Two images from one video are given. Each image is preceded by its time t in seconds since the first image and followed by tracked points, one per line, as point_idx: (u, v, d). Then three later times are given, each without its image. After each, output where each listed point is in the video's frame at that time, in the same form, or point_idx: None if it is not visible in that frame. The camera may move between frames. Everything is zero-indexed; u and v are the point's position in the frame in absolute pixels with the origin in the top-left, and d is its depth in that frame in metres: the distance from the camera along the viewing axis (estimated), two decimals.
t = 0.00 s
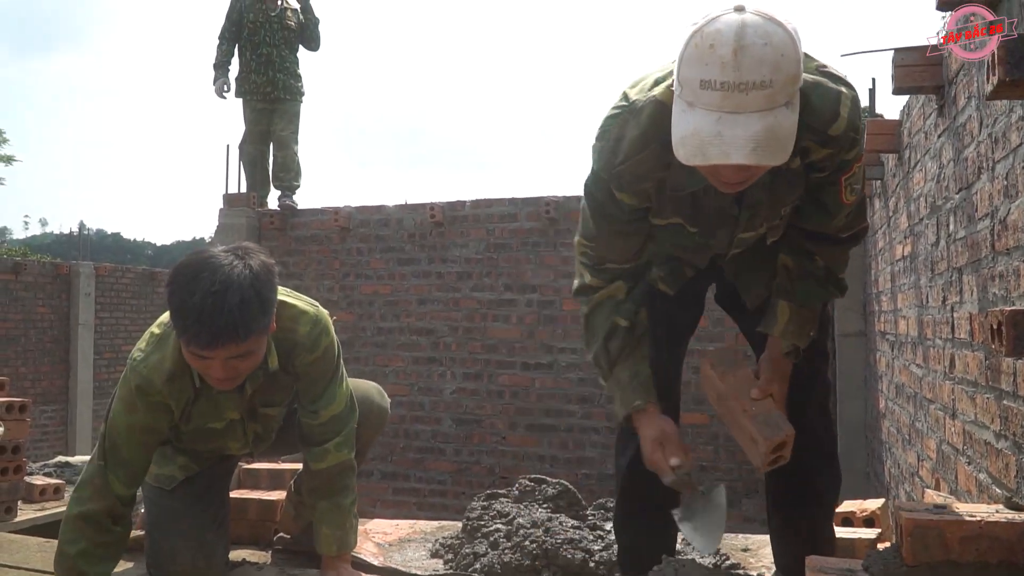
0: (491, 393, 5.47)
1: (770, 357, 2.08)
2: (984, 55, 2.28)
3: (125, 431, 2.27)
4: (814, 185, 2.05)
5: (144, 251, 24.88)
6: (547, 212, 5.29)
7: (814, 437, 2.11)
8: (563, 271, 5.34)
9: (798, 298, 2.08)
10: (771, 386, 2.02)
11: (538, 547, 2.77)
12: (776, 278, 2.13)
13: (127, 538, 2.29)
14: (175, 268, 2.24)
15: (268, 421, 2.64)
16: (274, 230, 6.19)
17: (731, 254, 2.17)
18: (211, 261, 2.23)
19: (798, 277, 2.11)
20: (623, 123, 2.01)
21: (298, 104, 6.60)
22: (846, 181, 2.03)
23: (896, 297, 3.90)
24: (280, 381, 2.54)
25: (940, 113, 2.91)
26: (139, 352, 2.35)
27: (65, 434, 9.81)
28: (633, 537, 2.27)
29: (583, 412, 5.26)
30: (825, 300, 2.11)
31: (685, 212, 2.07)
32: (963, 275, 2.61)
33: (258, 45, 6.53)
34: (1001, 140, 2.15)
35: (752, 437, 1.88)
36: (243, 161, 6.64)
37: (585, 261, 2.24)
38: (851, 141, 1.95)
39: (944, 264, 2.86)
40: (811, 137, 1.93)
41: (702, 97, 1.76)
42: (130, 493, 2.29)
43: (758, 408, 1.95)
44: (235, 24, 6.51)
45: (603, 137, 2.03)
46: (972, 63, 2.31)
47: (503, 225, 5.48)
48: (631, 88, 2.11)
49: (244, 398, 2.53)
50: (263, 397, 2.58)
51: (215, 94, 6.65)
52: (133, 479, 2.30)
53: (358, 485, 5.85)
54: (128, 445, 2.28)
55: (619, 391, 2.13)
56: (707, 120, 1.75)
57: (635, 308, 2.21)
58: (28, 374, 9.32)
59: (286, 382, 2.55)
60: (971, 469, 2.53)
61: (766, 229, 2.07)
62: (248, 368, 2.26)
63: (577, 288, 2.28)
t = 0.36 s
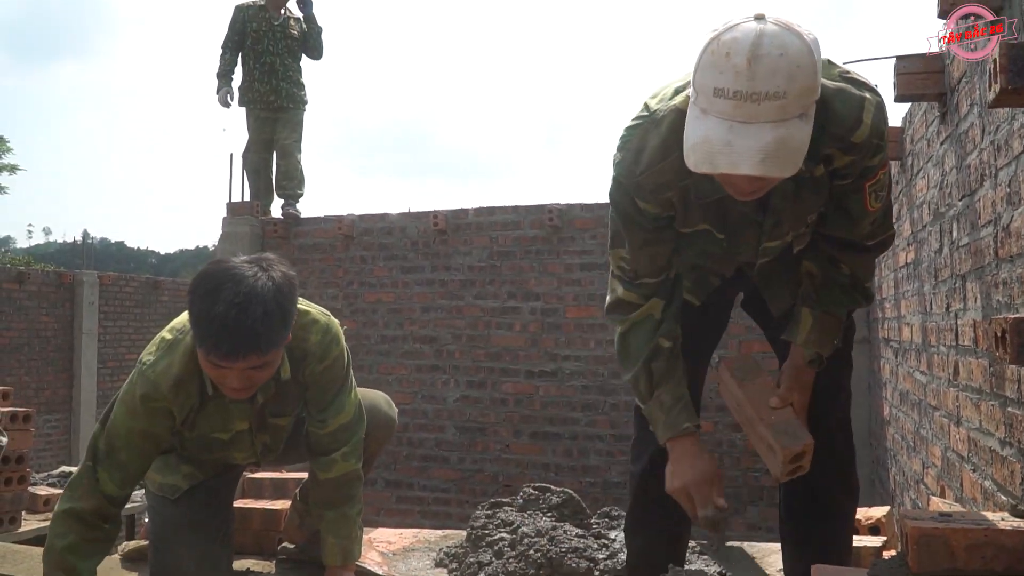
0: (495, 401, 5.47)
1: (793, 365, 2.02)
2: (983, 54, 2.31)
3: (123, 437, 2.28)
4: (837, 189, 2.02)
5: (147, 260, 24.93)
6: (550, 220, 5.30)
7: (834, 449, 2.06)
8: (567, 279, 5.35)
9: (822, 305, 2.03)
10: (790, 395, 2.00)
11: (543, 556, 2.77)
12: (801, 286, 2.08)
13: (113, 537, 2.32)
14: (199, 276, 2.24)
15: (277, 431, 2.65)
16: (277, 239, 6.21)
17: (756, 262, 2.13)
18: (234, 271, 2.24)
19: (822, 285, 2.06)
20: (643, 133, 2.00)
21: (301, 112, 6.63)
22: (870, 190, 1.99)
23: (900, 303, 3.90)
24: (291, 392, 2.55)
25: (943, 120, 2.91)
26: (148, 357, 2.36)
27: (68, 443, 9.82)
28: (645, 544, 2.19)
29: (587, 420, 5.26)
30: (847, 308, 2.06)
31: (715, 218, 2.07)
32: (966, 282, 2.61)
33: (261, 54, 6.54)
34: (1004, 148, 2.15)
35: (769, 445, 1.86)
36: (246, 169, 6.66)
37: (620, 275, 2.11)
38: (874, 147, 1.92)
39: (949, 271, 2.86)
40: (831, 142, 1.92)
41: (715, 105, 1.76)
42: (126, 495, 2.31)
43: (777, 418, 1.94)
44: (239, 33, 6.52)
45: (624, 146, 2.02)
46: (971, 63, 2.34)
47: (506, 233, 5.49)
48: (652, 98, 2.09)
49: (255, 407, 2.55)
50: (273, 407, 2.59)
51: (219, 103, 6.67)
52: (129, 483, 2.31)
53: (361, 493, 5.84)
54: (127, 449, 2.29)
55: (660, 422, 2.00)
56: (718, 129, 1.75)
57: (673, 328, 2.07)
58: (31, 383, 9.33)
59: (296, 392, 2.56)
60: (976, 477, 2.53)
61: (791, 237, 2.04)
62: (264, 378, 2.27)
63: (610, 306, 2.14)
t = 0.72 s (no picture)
0: (498, 408, 5.47)
1: (788, 373, 2.03)
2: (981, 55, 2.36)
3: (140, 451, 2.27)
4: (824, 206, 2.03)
5: (151, 267, 24.97)
6: (553, 227, 5.30)
7: (836, 460, 2.05)
8: (569, 286, 5.35)
9: (819, 316, 2.02)
10: (784, 402, 2.01)
11: (547, 565, 2.79)
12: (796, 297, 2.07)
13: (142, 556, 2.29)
14: (199, 285, 2.24)
15: (283, 439, 2.65)
16: (280, 246, 6.22)
17: (745, 274, 2.11)
18: (235, 280, 2.24)
19: (818, 294, 2.05)
20: (624, 152, 1.98)
21: (303, 120, 6.65)
22: (854, 202, 1.96)
23: (904, 311, 3.89)
24: (297, 405, 2.56)
25: (946, 128, 2.91)
26: (154, 369, 2.35)
27: (71, 451, 9.82)
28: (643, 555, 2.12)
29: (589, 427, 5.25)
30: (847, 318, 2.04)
31: (695, 236, 2.07)
32: (970, 289, 2.60)
33: (263, 62, 6.56)
34: (1007, 155, 2.15)
35: (761, 452, 1.88)
36: (250, 177, 6.66)
37: (586, 288, 2.07)
38: (854, 161, 1.90)
39: (952, 278, 2.85)
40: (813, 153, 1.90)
41: (681, 127, 1.74)
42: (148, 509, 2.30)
43: (769, 425, 1.96)
44: (241, 42, 6.51)
45: (606, 165, 2.00)
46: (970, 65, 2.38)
47: (509, 240, 5.49)
48: (637, 116, 2.07)
49: (260, 414, 2.55)
50: (276, 415, 2.59)
51: (222, 112, 6.69)
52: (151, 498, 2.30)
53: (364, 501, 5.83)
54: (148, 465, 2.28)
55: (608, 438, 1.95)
56: (684, 151, 1.72)
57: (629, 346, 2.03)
58: (35, 391, 9.33)
59: (301, 400, 2.55)
60: (982, 485, 2.52)
61: (777, 250, 2.03)
62: (267, 387, 2.27)
63: (570, 318, 2.10)
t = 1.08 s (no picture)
0: (501, 416, 5.46)
1: (785, 380, 2.04)
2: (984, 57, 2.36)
3: (142, 458, 2.26)
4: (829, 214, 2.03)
5: (154, 275, 25.00)
6: (556, 234, 5.31)
7: (840, 468, 2.04)
8: (572, 293, 5.34)
9: (818, 325, 2.04)
10: (779, 409, 2.02)
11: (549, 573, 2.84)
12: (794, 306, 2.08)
13: (139, 560, 2.28)
14: (211, 294, 2.24)
15: (287, 448, 2.66)
16: (284, 254, 6.23)
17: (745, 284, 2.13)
18: (249, 289, 2.24)
19: (816, 303, 2.05)
20: (631, 164, 1.99)
21: (304, 128, 6.66)
22: (857, 212, 1.99)
23: (908, 318, 3.88)
24: (300, 414, 2.57)
25: (949, 135, 2.91)
26: (160, 376, 2.35)
27: (75, 459, 9.81)
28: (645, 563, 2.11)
29: (592, 435, 5.24)
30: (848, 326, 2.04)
31: (700, 245, 2.06)
32: (974, 296, 2.60)
33: (264, 71, 6.58)
34: (1010, 162, 2.15)
35: (756, 458, 1.89)
36: (253, 186, 6.67)
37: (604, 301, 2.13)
38: (859, 171, 1.92)
39: (956, 285, 2.85)
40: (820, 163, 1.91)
41: (692, 140, 1.77)
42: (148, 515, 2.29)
43: (764, 431, 1.95)
44: (242, 54, 6.56)
45: (613, 178, 2.02)
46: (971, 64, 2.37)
47: (512, 248, 5.50)
48: (640, 129, 2.08)
49: (264, 424, 2.56)
50: (281, 425, 2.59)
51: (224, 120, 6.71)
52: (151, 503, 2.29)
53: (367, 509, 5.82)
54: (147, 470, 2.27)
55: (636, 448, 2.03)
56: (696, 164, 1.76)
57: (650, 355, 2.10)
58: (39, 399, 9.34)
59: (307, 411, 2.56)
60: (987, 493, 2.50)
61: (779, 260, 2.03)
62: (277, 396, 2.27)
63: (592, 331, 2.17)
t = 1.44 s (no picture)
0: (505, 423, 5.45)
1: (797, 386, 1.99)
2: (987, 57, 2.36)
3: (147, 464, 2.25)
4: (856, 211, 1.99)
5: (159, 284, 25.06)
6: (559, 241, 5.31)
7: (847, 474, 2.03)
8: (576, 301, 5.34)
9: (831, 329, 2.00)
10: (795, 414, 1.96)
11: None
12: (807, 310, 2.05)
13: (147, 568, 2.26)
14: (216, 297, 2.24)
15: (290, 454, 2.66)
16: (287, 262, 6.24)
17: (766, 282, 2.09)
18: (253, 293, 2.24)
19: (831, 309, 2.02)
20: (664, 147, 1.90)
21: (301, 138, 6.63)
22: (886, 213, 1.97)
23: (912, 324, 3.87)
24: (303, 419, 2.56)
25: (952, 140, 2.91)
26: (164, 383, 2.36)
27: (80, 468, 9.83)
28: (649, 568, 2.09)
29: (597, 442, 5.23)
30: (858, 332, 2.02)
31: (729, 236, 1.99)
32: (979, 301, 2.59)
33: (264, 81, 6.60)
34: (1014, 166, 2.14)
35: (774, 467, 1.81)
36: (255, 195, 6.69)
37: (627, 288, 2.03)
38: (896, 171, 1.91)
39: (961, 290, 2.83)
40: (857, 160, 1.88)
41: (742, 125, 1.67)
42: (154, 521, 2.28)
43: (781, 437, 1.89)
44: (244, 70, 6.67)
45: (642, 159, 1.92)
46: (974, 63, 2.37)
47: (515, 255, 5.50)
48: (672, 112, 1.99)
49: (268, 429, 2.55)
50: (286, 431, 2.59)
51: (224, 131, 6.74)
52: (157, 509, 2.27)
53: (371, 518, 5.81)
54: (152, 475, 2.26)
55: (648, 430, 1.92)
56: (746, 149, 1.66)
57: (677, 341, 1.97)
58: (43, 407, 9.36)
59: (310, 418, 2.56)
60: (993, 499, 2.49)
61: (807, 257, 2.00)
62: (282, 399, 2.28)
63: (611, 317, 2.07)
